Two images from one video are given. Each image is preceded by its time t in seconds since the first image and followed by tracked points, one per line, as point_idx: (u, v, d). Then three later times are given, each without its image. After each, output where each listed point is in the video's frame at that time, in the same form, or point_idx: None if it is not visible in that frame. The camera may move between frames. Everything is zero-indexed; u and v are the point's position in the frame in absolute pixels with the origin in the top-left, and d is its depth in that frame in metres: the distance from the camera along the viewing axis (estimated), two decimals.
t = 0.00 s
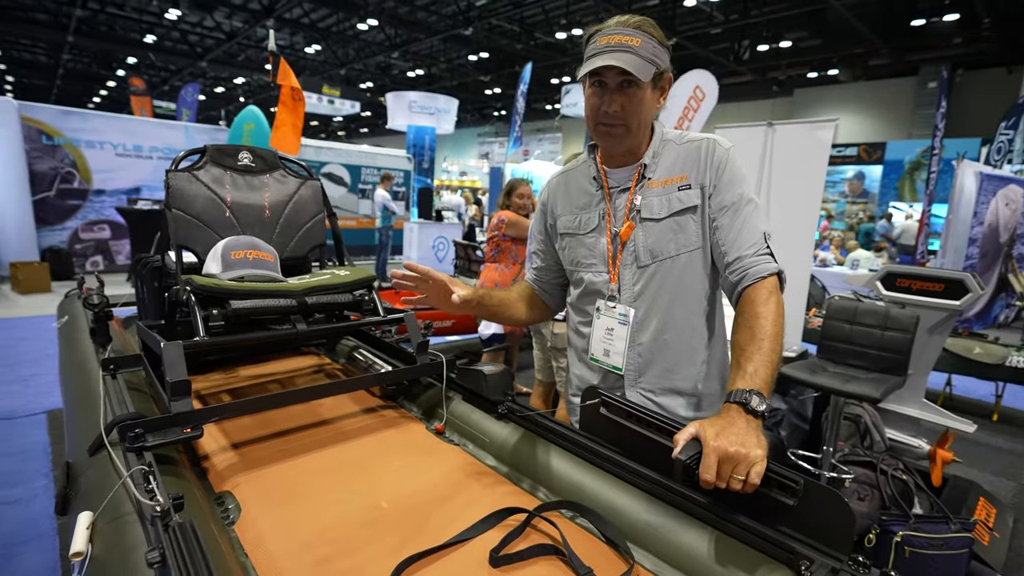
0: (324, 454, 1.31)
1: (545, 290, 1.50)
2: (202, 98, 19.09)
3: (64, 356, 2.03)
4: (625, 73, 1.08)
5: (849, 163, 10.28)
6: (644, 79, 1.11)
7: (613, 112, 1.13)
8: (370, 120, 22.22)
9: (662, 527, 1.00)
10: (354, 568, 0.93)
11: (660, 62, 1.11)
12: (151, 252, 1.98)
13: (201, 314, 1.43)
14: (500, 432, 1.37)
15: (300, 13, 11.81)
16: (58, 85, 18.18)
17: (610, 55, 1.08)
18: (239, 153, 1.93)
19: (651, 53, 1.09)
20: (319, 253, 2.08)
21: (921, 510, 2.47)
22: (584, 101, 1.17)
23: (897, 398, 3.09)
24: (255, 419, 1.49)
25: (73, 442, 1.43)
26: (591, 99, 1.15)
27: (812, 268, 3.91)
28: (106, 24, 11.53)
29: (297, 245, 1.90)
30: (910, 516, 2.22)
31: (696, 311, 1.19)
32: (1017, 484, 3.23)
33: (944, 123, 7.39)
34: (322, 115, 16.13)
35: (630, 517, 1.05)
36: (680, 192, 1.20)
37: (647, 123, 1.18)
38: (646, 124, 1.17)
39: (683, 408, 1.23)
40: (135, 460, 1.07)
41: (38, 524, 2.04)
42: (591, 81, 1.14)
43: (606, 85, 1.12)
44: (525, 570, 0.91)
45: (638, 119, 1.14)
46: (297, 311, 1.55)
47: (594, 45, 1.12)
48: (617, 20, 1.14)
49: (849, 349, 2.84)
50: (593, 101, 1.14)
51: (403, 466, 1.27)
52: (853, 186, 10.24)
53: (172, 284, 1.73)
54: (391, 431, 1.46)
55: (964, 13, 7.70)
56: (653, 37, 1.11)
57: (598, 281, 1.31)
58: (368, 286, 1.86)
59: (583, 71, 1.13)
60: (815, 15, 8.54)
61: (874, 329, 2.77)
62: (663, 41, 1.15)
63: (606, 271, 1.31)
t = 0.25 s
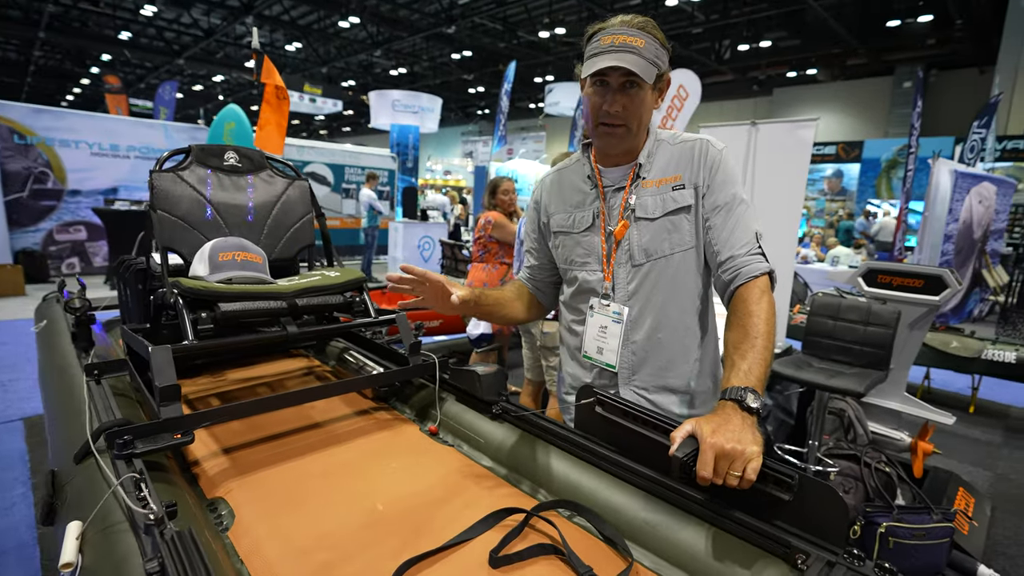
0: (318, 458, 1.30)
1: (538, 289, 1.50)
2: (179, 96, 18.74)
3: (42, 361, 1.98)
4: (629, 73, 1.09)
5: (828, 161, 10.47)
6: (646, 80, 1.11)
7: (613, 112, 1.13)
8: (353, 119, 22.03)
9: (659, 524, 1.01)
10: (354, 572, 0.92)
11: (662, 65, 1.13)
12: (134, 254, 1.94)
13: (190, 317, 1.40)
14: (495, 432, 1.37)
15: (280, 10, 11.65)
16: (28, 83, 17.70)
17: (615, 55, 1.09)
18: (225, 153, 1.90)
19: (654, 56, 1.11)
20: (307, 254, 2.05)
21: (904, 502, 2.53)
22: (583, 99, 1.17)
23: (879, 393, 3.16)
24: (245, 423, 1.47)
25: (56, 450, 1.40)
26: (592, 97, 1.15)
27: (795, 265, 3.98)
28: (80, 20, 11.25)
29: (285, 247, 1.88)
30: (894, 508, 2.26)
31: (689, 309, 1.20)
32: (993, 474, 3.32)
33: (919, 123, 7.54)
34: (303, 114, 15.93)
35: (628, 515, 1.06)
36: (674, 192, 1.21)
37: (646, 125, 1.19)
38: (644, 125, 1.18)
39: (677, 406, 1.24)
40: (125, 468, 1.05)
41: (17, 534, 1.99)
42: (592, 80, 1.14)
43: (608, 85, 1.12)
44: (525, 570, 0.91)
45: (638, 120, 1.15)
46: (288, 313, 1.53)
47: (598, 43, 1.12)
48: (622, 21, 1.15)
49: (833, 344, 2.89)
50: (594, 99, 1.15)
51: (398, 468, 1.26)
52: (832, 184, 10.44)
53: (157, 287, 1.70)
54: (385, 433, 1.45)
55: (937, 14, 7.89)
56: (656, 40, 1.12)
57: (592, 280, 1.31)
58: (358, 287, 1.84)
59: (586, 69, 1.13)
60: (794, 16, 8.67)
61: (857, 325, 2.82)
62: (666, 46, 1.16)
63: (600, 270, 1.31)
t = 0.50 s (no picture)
0: (313, 458, 1.29)
1: (533, 287, 1.50)
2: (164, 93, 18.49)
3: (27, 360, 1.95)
4: (642, 74, 1.10)
5: (814, 163, 10.60)
6: (656, 82, 1.13)
7: (622, 111, 1.14)
8: (341, 118, 21.87)
9: (655, 522, 1.02)
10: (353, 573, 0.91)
11: (669, 69, 1.15)
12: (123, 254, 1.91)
13: (182, 317, 1.38)
14: (490, 432, 1.37)
15: (267, 7, 11.54)
16: (8, 79, 17.36)
17: (632, 55, 1.08)
18: (216, 152, 1.88)
19: (663, 61, 1.12)
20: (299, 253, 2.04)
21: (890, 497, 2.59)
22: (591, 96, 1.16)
23: (866, 391, 3.22)
24: (238, 423, 1.46)
25: (44, 451, 1.38)
26: (601, 94, 1.15)
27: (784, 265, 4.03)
28: (62, 15, 11.05)
29: (277, 245, 1.86)
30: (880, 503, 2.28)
31: (684, 308, 1.21)
32: (976, 470, 3.39)
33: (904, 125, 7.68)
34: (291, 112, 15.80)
35: (625, 512, 1.06)
36: (669, 191, 1.22)
37: (649, 125, 1.20)
38: (647, 125, 1.19)
39: (672, 403, 1.25)
40: (118, 469, 1.04)
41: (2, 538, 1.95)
42: (603, 78, 1.13)
43: (619, 85, 1.12)
44: (523, 569, 0.91)
45: (643, 121, 1.17)
46: (282, 313, 1.51)
47: (612, 40, 1.11)
48: (634, 20, 1.14)
49: (821, 343, 2.93)
50: (603, 98, 1.14)
51: (394, 468, 1.26)
52: (818, 185, 10.58)
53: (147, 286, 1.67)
54: (380, 433, 1.45)
55: (921, 18, 8.01)
56: (664, 43, 1.14)
57: (587, 278, 1.32)
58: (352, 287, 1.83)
59: (598, 64, 1.11)
60: (781, 19, 8.77)
61: (844, 324, 2.86)
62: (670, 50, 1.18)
63: (596, 269, 1.32)
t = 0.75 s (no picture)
0: (312, 459, 1.29)
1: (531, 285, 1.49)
2: (156, 92, 18.37)
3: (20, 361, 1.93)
4: (645, 77, 1.10)
5: (806, 162, 10.68)
6: (657, 82, 1.14)
7: (630, 116, 1.14)
8: (335, 117, 21.78)
9: (654, 521, 1.02)
10: (354, 574, 0.91)
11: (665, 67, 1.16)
12: (117, 254, 1.89)
13: (179, 318, 1.37)
14: (489, 432, 1.37)
15: (260, 5, 11.48)
16: None
17: (635, 59, 1.09)
18: (212, 151, 1.86)
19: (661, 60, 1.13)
20: (296, 253, 2.02)
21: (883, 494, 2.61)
22: (593, 103, 1.16)
23: (859, 389, 3.25)
24: (235, 424, 1.45)
25: (38, 454, 1.37)
26: (603, 102, 1.14)
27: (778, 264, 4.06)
28: (51, 13, 10.95)
29: (273, 246, 1.85)
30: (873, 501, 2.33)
31: (683, 307, 1.22)
32: (967, 467, 3.43)
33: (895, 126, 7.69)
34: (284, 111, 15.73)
35: (624, 512, 1.07)
36: (668, 191, 1.23)
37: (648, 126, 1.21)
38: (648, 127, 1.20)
39: (671, 403, 1.25)
40: (116, 472, 1.03)
41: None
42: (604, 86, 1.12)
43: (622, 90, 1.12)
44: (522, 569, 0.92)
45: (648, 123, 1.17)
46: (279, 314, 1.50)
47: (610, 47, 1.12)
48: (624, 24, 1.15)
49: (815, 342, 2.95)
50: (605, 103, 1.14)
51: (393, 469, 1.26)
52: (810, 185, 10.66)
53: (142, 287, 1.66)
54: (379, 433, 1.45)
55: (911, 19, 8.08)
56: (659, 43, 1.15)
57: (587, 278, 1.32)
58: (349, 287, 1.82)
59: (600, 72, 1.11)
60: (773, 19, 8.82)
61: (838, 323, 2.88)
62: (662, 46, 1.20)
63: (595, 268, 1.32)
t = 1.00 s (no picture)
0: (310, 461, 1.29)
1: (526, 284, 1.50)
2: (149, 91, 18.28)
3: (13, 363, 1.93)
4: (629, 79, 1.10)
5: (801, 161, 10.73)
6: (643, 81, 1.13)
7: (618, 118, 1.14)
8: (330, 117, 21.73)
9: (652, 521, 1.03)
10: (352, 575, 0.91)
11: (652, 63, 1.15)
12: (112, 256, 1.88)
13: (176, 320, 1.37)
14: (487, 433, 1.37)
15: (254, 5, 11.44)
16: None
17: (617, 62, 1.09)
18: (207, 153, 1.86)
19: (646, 59, 1.13)
20: (292, 254, 2.02)
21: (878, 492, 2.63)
22: (582, 108, 1.17)
23: (853, 388, 3.28)
24: (232, 427, 1.45)
25: (33, 458, 1.36)
26: (592, 106, 1.15)
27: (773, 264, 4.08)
28: (44, 12, 10.89)
29: (269, 248, 1.85)
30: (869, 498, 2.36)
31: (680, 308, 1.22)
32: (961, 464, 3.46)
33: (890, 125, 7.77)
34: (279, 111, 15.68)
35: (622, 512, 1.07)
36: (665, 193, 1.23)
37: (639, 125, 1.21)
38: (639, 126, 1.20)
39: (669, 403, 1.25)
40: (112, 475, 1.03)
41: None
42: (592, 89, 1.13)
43: (609, 92, 1.13)
44: (520, 570, 0.92)
45: (637, 122, 1.17)
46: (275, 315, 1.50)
47: (592, 51, 1.13)
48: (607, 27, 1.15)
49: (810, 341, 2.97)
50: (594, 106, 1.15)
51: (390, 470, 1.26)
52: (805, 184, 10.71)
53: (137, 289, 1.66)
54: (376, 435, 1.44)
55: (904, 19, 8.13)
56: (643, 41, 1.15)
57: (584, 278, 1.32)
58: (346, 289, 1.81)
59: (584, 78, 1.12)
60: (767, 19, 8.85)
61: (833, 322, 2.90)
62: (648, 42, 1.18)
63: (592, 269, 1.32)
